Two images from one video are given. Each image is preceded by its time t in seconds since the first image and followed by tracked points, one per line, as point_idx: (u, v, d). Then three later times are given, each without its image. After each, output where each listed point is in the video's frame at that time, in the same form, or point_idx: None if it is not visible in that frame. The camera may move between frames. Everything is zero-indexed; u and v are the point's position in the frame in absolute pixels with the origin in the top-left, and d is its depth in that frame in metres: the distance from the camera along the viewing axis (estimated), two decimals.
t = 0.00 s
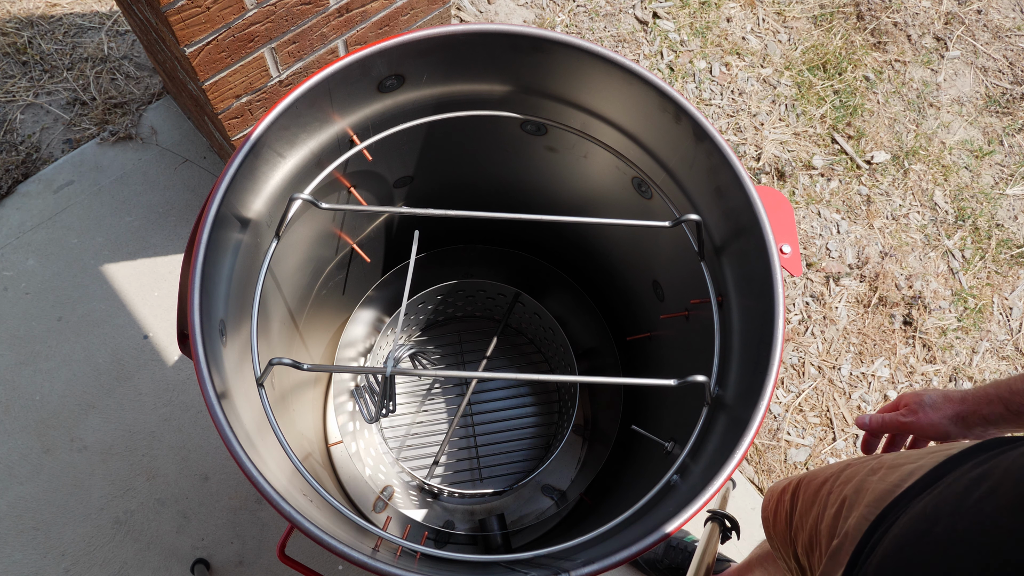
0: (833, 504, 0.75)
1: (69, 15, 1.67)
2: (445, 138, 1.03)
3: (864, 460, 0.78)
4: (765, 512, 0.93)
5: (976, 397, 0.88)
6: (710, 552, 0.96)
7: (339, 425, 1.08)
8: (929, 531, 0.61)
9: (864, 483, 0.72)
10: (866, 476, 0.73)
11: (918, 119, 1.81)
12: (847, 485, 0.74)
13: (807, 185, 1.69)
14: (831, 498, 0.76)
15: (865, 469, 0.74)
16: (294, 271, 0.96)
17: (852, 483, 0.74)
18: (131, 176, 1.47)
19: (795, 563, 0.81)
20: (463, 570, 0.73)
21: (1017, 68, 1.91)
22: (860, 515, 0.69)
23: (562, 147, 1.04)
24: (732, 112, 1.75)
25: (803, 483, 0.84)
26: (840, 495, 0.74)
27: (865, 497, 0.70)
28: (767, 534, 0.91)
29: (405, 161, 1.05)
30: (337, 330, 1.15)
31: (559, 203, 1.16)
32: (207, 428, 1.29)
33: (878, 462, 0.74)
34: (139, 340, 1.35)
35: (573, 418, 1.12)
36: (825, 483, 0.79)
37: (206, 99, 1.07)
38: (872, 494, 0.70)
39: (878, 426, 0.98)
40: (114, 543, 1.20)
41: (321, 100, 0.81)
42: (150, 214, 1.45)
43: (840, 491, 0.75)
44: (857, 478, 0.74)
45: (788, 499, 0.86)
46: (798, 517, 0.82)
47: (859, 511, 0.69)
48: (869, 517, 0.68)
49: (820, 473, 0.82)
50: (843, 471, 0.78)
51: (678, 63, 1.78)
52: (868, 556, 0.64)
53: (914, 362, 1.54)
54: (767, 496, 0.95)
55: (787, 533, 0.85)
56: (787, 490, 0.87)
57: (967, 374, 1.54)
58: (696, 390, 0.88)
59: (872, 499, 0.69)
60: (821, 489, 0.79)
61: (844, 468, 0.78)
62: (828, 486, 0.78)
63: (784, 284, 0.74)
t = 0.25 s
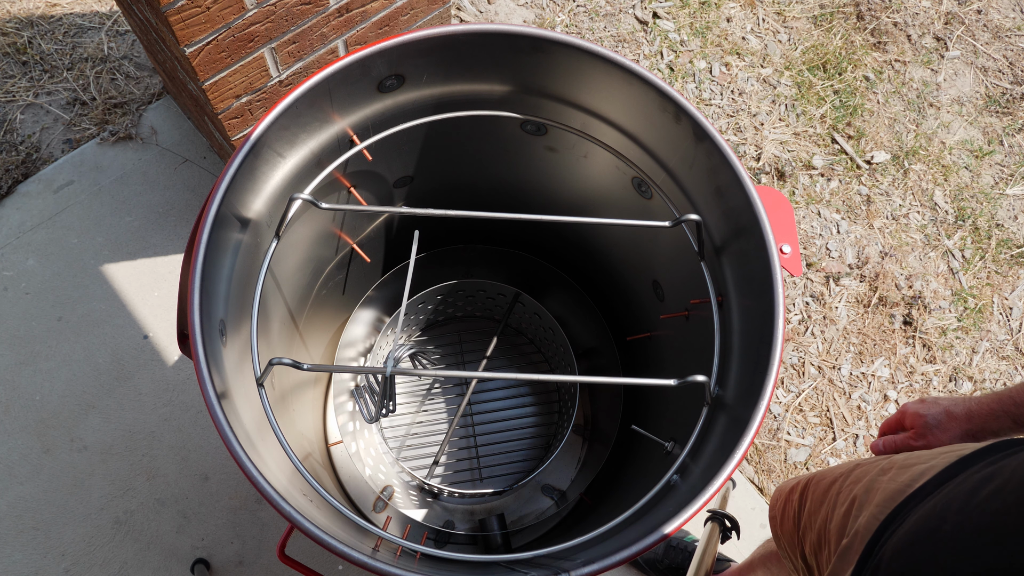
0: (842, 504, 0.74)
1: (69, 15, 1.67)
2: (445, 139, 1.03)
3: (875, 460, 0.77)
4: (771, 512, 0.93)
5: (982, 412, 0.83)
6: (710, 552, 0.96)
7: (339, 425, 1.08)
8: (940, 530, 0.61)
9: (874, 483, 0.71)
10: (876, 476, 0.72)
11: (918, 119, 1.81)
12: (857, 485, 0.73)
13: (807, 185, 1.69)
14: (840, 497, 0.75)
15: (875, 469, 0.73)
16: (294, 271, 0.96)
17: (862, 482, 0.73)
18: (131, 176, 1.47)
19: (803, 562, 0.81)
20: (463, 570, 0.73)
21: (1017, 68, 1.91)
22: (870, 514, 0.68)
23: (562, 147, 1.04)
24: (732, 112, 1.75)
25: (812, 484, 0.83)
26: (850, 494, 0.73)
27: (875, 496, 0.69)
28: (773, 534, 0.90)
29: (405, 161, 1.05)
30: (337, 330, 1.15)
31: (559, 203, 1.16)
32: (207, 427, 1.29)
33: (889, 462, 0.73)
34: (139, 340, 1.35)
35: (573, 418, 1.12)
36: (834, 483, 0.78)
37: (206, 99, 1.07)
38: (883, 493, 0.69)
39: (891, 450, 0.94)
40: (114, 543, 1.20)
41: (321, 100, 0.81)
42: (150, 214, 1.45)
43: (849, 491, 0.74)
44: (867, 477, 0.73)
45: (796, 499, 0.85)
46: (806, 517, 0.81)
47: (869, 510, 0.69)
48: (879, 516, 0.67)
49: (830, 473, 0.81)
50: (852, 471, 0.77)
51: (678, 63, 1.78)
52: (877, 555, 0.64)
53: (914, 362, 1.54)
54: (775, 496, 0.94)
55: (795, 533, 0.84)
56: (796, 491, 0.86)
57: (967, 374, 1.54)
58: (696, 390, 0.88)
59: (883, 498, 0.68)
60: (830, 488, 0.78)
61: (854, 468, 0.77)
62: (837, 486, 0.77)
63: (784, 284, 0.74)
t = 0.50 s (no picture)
0: (845, 503, 0.74)
1: (69, 15, 1.67)
2: (445, 139, 1.03)
3: (878, 460, 0.77)
4: (773, 512, 0.93)
5: (989, 413, 0.83)
6: (711, 552, 0.96)
7: (339, 426, 1.08)
8: (943, 529, 0.60)
9: (878, 483, 0.71)
10: (879, 476, 0.72)
11: (918, 119, 1.81)
12: (860, 485, 0.73)
13: (807, 185, 1.69)
14: (843, 497, 0.75)
15: (879, 469, 0.73)
16: (293, 271, 0.96)
17: (866, 482, 0.73)
18: (131, 176, 1.47)
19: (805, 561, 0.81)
20: (463, 570, 0.73)
21: (1017, 68, 1.91)
22: (874, 514, 0.68)
23: (562, 147, 1.04)
24: (732, 112, 1.75)
25: (814, 483, 0.83)
26: (853, 494, 0.73)
27: (879, 496, 0.70)
28: (774, 534, 0.90)
29: (405, 161, 1.05)
30: (337, 330, 1.15)
31: (559, 203, 1.16)
32: (207, 427, 1.29)
33: (892, 462, 0.73)
34: (139, 340, 1.35)
35: (573, 418, 1.12)
36: (837, 483, 0.78)
37: (206, 99, 1.07)
38: (886, 493, 0.69)
39: (901, 448, 0.95)
40: (114, 543, 1.20)
41: (321, 100, 0.81)
42: (150, 214, 1.45)
43: (852, 491, 0.74)
44: (871, 477, 0.73)
45: (798, 499, 0.85)
46: (808, 516, 0.81)
47: (873, 510, 0.69)
48: (883, 516, 0.67)
49: (832, 473, 0.81)
50: (855, 471, 0.77)
51: (678, 63, 1.78)
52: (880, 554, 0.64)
53: (914, 362, 1.54)
54: (777, 495, 0.94)
55: (796, 532, 0.84)
56: (798, 490, 0.87)
57: (967, 374, 1.54)
58: (696, 390, 0.88)
59: (886, 498, 0.68)
60: (833, 488, 0.78)
61: (857, 468, 0.77)
62: (840, 486, 0.77)
63: (784, 284, 0.74)
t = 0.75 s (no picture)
0: (846, 501, 0.74)
1: (69, 15, 1.67)
2: (445, 139, 1.03)
3: (879, 459, 0.77)
4: (772, 510, 0.93)
5: (993, 412, 0.82)
6: (711, 551, 0.96)
7: (339, 426, 1.08)
8: (945, 526, 0.60)
9: (879, 481, 0.71)
10: (880, 474, 0.72)
11: (918, 119, 1.81)
12: (861, 483, 0.73)
13: (807, 185, 1.69)
14: (843, 495, 0.75)
15: (879, 467, 0.73)
16: (294, 271, 0.96)
17: (866, 481, 0.73)
18: (131, 176, 1.47)
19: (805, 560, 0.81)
20: (463, 570, 0.73)
21: (1017, 68, 1.91)
22: (874, 512, 0.68)
23: (562, 147, 1.04)
24: (732, 112, 1.75)
25: (814, 482, 0.83)
26: (854, 492, 0.73)
27: (879, 494, 0.70)
28: (774, 532, 0.91)
29: (405, 161, 1.05)
30: (337, 330, 1.15)
31: (559, 202, 1.16)
32: (207, 428, 1.29)
33: (893, 460, 0.73)
34: (139, 340, 1.35)
35: (573, 418, 1.12)
36: (838, 481, 0.78)
37: (206, 99, 1.07)
38: (886, 492, 0.69)
39: (903, 446, 0.94)
40: (114, 543, 1.20)
41: (321, 100, 0.81)
42: (150, 214, 1.45)
43: (853, 489, 0.74)
44: (871, 475, 0.73)
45: (798, 497, 0.85)
46: (808, 515, 0.81)
47: (873, 508, 0.69)
48: (883, 514, 0.67)
49: (833, 471, 0.81)
50: (856, 469, 0.77)
51: (678, 63, 1.78)
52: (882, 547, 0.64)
53: (914, 362, 1.54)
54: (777, 494, 0.94)
55: (796, 531, 0.84)
56: (798, 489, 0.87)
57: (967, 374, 1.54)
58: (696, 390, 0.88)
59: (887, 496, 0.68)
60: (833, 486, 0.78)
61: (858, 466, 0.77)
62: (840, 484, 0.77)
63: (784, 284, 0.74)
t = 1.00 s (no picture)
0: (845, 499, 0.73)
1: (69, 15, 1.67)
2: (445, 139, 1.03)
3: (878, 456, 0.77)
4: (771, 509, 0.93)
5: (994, 412, 0.82)
6: (710, 551, 0.96)
7: (339, 426, 1.08)
8: (944, 522, 0.60)
9: (877, 478, 0.71)
10: (879, 472, 0.72)
11: (918, 119, 1.81)
12: (859, 480, 0.73)
13: (807, 185, 1.69)
14: (842, 493, 0.75)
15: (878, 465, 0.73)
16: (294, 271, 0.96)
17: (864, 478, 0.73)
18: (131, 176, 1.47)
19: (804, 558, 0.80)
20: (463, 570, 0.73)
21: (1017, 68, 1.91)
22: (873, 509, 0.68)
23: (562, 147, 1.04)
24: (732, 112, 1.75)
25: (813, 480, 0.83)
26: (852, 489, 0.73)
27: (878, 491, 0.69)
28: (772, 531, 0.90)
29: (405, 161, 1.05)
30: (337, 330, 1.15)
31: (559, 202, 1.16)
32: (207, 428, 1.29)
33: (891, 458, 0.73)
34: (139, 340, 1.35)
35: (573, 418, 1.12)
36: (836, 478, 0.78)
37: (206, 99, 1.07)
38: (885, 489, 0.69)
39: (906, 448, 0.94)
40: (114, 543, 1.20)
41: (321, 100, 0.81)
42: (150, 214, 1.45)
43: (852, 486, 0.74)
44: (870, 473, 0.73)
45: (796, 495, 0.85)
46: (807, 513, 0.81)
47: (872, 505, 0.68)
48: (882, 511, 0.67)
49: (832, 469, 0.81)
50: (855, 467, 0.77)
51: (678, 63, 1.78)
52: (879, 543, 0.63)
53: (914, 362, 1.54)
54: (775, 492, 0.94)
55: (795, 529, 0.84)
56: (797, 487, 0.86)
57: (967, 374, 1.54)
58: (696, 390, 0.88)
59: (885, 493, 0.68)
60: (832, 484, 0.78)
61: (857, 464, 0.77)
62: (839, 482, 0.77)
63: (784, 284, 0.74)
